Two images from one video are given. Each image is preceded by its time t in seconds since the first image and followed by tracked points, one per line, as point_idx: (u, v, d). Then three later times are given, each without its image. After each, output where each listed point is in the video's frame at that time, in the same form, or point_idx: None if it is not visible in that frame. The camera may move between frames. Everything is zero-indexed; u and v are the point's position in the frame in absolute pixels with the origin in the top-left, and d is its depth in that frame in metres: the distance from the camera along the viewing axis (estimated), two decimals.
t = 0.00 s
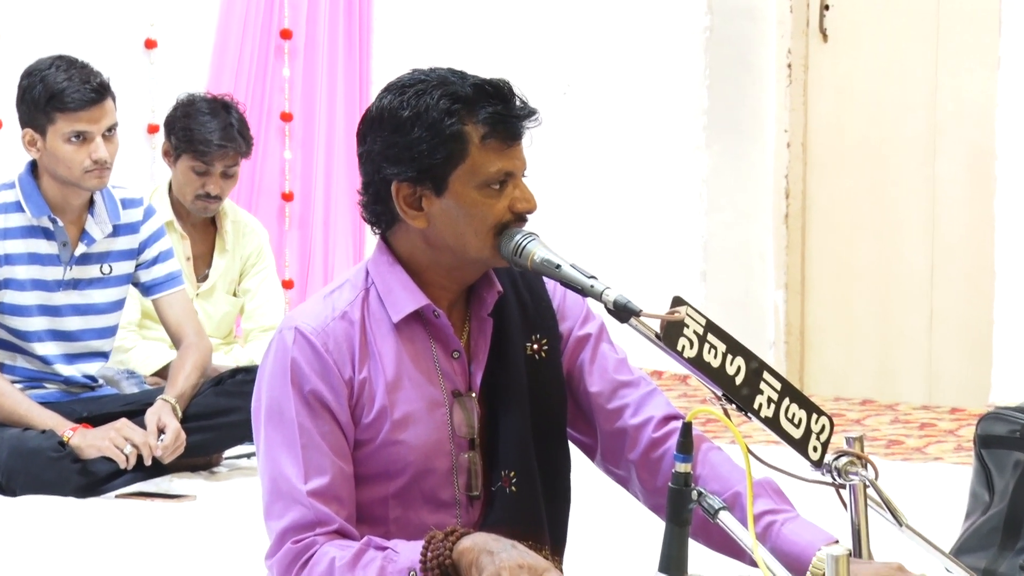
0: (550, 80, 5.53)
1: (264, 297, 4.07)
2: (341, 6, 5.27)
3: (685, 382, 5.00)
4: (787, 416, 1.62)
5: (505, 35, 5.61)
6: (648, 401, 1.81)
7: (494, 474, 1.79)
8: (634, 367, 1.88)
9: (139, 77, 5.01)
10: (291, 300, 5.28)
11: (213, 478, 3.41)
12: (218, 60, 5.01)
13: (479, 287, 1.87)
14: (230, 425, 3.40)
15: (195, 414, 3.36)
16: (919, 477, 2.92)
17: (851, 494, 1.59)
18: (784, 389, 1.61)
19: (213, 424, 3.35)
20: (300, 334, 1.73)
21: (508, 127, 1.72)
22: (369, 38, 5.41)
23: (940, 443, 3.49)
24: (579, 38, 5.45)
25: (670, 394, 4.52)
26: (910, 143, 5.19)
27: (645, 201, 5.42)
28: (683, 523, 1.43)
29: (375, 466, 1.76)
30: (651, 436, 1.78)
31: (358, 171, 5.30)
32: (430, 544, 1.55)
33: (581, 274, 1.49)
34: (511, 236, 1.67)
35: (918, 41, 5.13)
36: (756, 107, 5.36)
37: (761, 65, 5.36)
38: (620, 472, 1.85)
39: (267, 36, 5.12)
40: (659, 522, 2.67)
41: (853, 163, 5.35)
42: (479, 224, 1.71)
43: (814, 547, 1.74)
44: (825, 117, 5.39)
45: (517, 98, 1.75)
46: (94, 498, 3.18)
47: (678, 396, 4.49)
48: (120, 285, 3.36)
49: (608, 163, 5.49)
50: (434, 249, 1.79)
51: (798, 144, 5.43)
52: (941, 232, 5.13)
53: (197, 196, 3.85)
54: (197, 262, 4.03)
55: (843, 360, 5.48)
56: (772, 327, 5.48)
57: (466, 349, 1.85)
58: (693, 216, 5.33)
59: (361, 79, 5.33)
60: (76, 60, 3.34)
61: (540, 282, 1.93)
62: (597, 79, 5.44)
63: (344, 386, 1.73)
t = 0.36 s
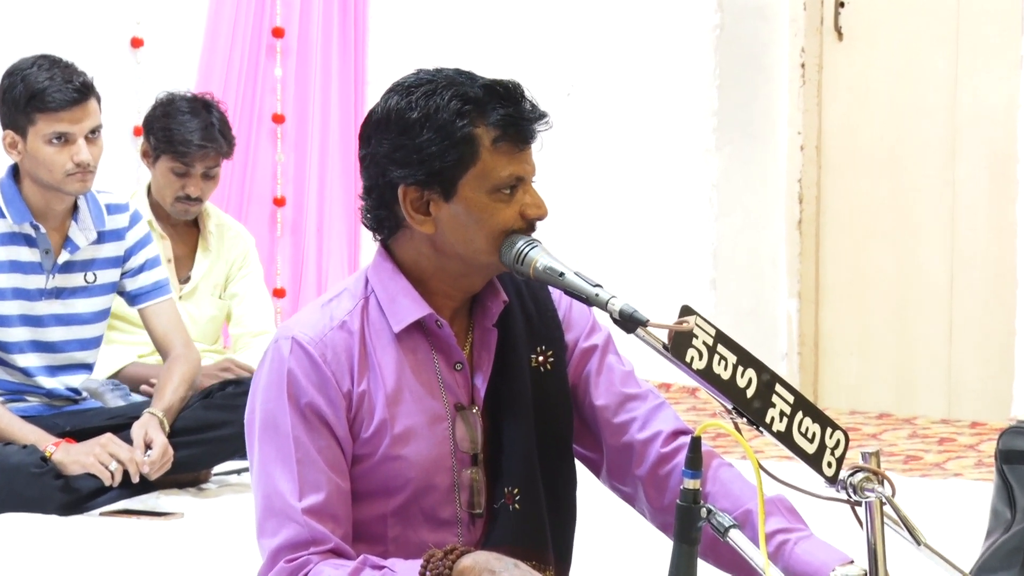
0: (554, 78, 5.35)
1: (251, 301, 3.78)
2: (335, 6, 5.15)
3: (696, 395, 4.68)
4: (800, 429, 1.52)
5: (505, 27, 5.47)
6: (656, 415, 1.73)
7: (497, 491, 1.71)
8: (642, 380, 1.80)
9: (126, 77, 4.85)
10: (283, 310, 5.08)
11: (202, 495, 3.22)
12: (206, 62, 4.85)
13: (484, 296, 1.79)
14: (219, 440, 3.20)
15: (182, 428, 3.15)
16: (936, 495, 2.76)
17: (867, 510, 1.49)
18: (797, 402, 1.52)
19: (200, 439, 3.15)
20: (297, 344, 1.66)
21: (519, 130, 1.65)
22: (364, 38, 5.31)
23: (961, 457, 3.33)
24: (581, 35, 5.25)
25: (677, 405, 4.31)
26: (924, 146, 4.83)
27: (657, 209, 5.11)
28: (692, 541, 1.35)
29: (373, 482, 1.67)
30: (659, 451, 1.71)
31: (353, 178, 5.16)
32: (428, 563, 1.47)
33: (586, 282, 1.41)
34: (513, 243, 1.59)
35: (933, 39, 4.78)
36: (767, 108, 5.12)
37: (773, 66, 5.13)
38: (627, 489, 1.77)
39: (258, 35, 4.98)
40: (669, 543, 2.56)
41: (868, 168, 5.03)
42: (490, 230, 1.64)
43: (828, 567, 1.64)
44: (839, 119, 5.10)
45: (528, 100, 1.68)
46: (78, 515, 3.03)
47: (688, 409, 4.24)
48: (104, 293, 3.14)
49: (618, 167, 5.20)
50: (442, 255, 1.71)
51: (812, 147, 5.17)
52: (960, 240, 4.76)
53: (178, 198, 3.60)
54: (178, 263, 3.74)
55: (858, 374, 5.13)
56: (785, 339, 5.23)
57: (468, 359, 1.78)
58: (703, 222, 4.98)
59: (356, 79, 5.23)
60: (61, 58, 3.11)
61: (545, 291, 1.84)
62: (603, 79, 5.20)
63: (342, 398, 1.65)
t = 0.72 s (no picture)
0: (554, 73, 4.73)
1: (238, 305, 3.51)
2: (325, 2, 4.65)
3: (702, 410, 4.25)
4: (811, 444, 1.44)
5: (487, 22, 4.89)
6: (663, 429, 1.65)
7: (497, 509, 1.64)
8: (647, 393, 1.72)
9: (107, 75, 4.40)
10: (271, 319, 4.61)
11: (186, 514, 2.98)
12: (192, 56, 4.40)
13: (486, 306, 1.71)
14: (205, 455, 3.02)
15: (166, 443, 2.96)
16: (952, 512, 2.58)
17: (880, 530, 1.42)
18: (808, 415, 1.44)
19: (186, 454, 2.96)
20: (291, 353, 1.58)
21: (527, 133, 1.57)
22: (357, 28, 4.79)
23: (978, 473, 3.07)
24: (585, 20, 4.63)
25: (680, 419, 4.04)
26: (943, 148, 4.50)
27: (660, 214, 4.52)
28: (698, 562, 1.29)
29: (368, 499, 1.59)
30: (665, 467, 1.62)
31: (346, 183, 4.67)
32: None
33: (588, 290, 1.34)
34: (513, 249, 1.52)
35: (949, 37, 4.45)
36: (780, 113, 4.63)
37: (784, 61, 4.64)
38: (631, 507, 1.68)
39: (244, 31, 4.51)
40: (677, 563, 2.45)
41: (886, 175, 4.65)
42: (496, 236, 1.56)
43: None
44: (853, 118, 4.69)
45: (536, 103, 1.61)
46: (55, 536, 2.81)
47: (693, 423, 3.94)
48: (84, 302, 2.94)
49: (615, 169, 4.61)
50: (445, 264, 1.62)
51: (824, 149, 4.72)
52: (979, 247, 4.47)
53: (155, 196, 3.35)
54: (161, 265, 3.48)
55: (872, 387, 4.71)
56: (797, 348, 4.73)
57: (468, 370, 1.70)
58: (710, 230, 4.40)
59: (348, 73, 4.70)
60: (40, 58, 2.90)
61: (548, 300, 1.76)
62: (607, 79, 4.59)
63: (337, 411, 1.57)
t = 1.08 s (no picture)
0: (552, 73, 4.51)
1: (218, 304, 3.35)
2: None
3: (708, 421, 4.03)
4: (821, 457, 1.36)
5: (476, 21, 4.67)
6: (666, 442, 1.57)
7: (491, 524, 1.54)
8: (649, 406, 1.64)
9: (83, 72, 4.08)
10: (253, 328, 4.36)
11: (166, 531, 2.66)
12: (171, 63, 4.12)
13: (480, 312, 1.61)
14: (187, 470, 2.72)
15: (144, 457, 2.67)
16: (971, 529, 2.40)
17: (892, 547, 1.35)
18: (817, 427, 1.35)
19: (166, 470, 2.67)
20: (277, 361, 1.47)
21: (515, 129, 1.49)
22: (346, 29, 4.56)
23: (995, 489, 2.85)
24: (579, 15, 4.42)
25: (685, 430, 3.83)
26: (958, 149, 4.21)
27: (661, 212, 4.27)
28: None
29: (358, 513, 1.49)
30: (668, 482, 1.55)
31: (334, 183, 4.41)
32: None
33: (586, 297, 1.27)
34: (507, 253, 1.44)
35: (963, 34, 4.17)
36: (786, 113, 4.34)
37: (791, 59, 4.39)
38: (633, 524, 1.60)
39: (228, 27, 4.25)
40: None
41: (897, 177, 4.37)
42: (482, 237, 1.48)
43: None
44: (863, 118, 4.42)
45: (527, 100, 1.53)
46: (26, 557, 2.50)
47: (698, 436, 3.69)
48: (60, 310, 2.68)
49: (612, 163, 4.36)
50: (429, 266, 1.54)
51: (833, 150, 4.48)
52: (994, 254, 4.16)
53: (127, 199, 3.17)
54: (135, 266, 3.30)
55: (882, 398, 4.42)
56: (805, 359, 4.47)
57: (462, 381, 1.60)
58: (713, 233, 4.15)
59: (337, 77, 4.47)
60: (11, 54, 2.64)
61: (547, 307, 1.67)
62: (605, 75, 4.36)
63: (326, 421, 1.46)
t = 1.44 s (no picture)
0: (550, 70, 4.40)
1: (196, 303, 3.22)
2: None
3: (714, 429, 3.93)
4: (831, 468, 1.28)
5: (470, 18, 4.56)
6: (669, 453, 1.50)
7: (488, 538, 1.44)
8: (653, 414, 1.57)
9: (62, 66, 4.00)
10: (239, 334, 4.18)
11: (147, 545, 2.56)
12: (150, 65, 3.98)
13: (473, 315, 1.53)
14: (170, 481, 2.62)
15: (124, 467, 2.56)
16: (987, 544, 2.29)
17: (908, 561, 1.27)
18: (827, 436, 1.28)
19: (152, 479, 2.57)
20: (261, 365, 1.39)
21: (492, 115, 1.41)
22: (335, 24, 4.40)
23: (1015, 501, 2.76)
24: (575, 12, 4.33)
25: (689, 439, 3.73)
26: (977, 147, 4.05)
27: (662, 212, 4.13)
28: None
29: (347, 525, 1.40)
30: (671, 494, 1.47)
31: (322, 179, 4.25)
32: None
33: (586, 300, 1.20)
34: (502, 255, 1.35)
35: (985, 24, 4.00)
36: (795, 106, 4.18)
37: (802, 53, 4.22)
38: (635, 538, 1.53)
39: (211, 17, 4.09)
40: None
41: (910, 175, 4.20)
42: (462, 231, 1.40)
43: None
44: (876, 117, 4.25)
45: (511, 86, 1.44)
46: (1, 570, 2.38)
47: (701, 446, 3.60)
48: (37, 313, 2.55)
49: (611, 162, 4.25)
50: (413, 267, 1.47)
51: (845, 145, 4.27)
52: (1015, 254, 4.00)
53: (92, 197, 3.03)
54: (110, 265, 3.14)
55: (898, 405, 4.28)
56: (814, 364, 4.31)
57: (456, 387, 1.52)
58: (721, 234, 4.01)
59: (326, 71, 4.30)
60: None
61: (544, 311, 1.59)
62: (604, 70, 4.25)
63: (312, 428, 1.38)
